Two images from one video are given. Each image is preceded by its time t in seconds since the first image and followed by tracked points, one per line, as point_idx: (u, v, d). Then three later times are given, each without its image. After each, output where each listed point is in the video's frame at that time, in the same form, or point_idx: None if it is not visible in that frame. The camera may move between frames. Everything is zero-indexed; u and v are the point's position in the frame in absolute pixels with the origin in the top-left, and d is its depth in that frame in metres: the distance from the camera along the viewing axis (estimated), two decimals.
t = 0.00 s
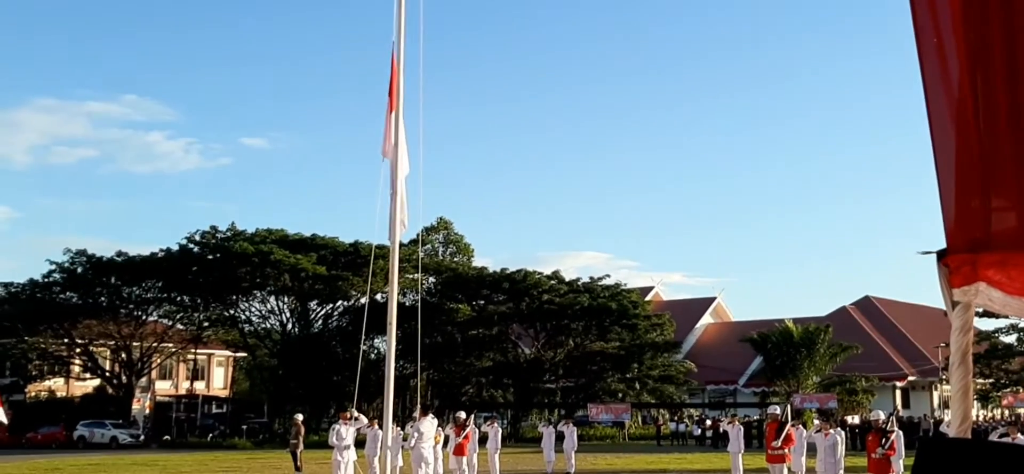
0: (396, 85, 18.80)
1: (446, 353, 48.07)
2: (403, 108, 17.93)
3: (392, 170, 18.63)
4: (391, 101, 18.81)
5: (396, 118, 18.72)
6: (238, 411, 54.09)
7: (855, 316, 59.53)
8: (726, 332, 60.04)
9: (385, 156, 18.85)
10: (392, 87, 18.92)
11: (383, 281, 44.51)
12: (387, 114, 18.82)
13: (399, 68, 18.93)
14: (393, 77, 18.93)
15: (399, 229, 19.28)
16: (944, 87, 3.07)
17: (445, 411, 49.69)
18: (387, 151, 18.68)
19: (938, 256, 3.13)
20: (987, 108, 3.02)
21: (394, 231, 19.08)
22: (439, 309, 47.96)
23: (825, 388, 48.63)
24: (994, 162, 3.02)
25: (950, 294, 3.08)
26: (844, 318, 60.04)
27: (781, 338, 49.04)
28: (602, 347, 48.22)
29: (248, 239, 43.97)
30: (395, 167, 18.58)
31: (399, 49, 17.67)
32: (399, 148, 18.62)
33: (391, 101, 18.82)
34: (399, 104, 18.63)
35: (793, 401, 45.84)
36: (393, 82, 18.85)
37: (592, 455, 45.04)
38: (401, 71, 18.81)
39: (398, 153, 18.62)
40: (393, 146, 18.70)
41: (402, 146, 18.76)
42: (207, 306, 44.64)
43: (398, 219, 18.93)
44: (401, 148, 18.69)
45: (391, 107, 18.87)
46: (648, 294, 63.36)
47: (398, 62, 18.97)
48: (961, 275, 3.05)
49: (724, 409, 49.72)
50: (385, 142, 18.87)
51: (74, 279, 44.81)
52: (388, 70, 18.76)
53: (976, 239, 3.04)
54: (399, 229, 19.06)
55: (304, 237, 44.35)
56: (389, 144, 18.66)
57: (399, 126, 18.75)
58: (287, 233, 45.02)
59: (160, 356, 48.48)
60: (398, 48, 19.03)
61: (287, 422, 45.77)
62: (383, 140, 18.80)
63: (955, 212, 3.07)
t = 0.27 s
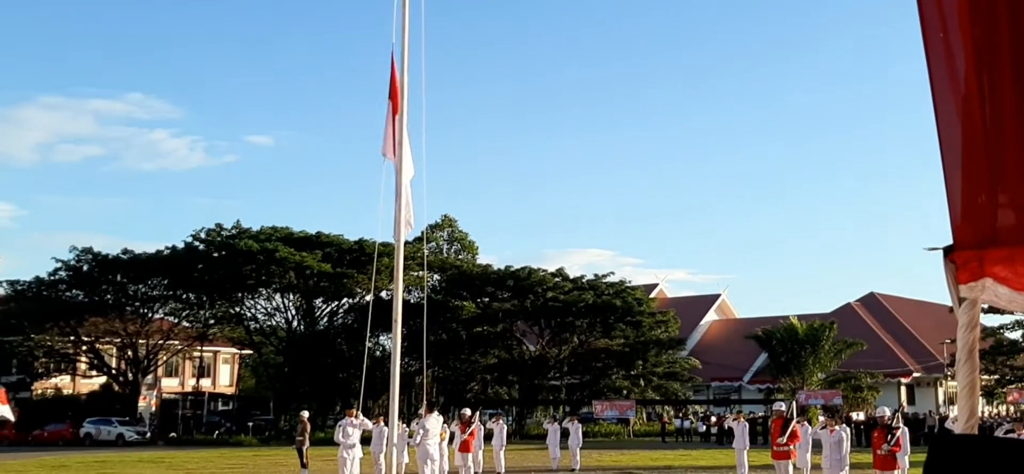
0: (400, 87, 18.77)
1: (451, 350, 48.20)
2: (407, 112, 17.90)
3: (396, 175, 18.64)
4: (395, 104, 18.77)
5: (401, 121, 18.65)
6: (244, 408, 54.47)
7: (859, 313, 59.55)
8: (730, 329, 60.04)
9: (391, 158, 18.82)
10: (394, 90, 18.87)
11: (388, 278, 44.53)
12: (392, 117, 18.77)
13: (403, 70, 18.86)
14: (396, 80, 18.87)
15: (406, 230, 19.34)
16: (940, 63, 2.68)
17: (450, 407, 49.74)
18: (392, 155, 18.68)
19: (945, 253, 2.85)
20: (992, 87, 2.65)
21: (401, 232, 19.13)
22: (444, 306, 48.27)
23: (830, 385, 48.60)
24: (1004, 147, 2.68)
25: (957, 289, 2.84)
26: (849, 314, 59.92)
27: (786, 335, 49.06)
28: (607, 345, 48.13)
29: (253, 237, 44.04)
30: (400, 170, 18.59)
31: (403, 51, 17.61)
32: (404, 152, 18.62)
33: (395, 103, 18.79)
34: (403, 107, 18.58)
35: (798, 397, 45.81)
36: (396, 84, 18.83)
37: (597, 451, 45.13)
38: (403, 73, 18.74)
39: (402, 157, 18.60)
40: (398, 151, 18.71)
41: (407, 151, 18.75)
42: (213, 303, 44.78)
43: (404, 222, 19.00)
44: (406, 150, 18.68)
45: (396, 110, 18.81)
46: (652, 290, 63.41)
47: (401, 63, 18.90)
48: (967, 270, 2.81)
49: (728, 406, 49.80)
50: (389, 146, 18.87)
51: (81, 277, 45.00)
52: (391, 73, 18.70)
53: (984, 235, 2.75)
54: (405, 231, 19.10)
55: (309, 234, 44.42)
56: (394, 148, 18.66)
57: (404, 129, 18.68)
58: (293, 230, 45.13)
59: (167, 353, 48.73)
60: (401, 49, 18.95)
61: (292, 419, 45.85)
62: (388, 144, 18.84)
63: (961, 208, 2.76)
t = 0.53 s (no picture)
0: (401, 100, 18.81)
1: (454, 350, 48.15)
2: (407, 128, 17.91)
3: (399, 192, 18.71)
4: (397, 120, 18.84)
5: (403, 137, 18.71)
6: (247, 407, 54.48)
7: (862, 313, 59.52)
8: (733, 329, 59.98)
9: (393, 173, 18.85)
10: (394, 105, 18.94)
11: (391, 278, 44.44)
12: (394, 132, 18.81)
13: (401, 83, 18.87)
14: (396, 95, 18.89)
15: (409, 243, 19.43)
16: (957, 89, 4.44)
17: (453, 407, 49.74)
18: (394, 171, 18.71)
19: (954, 254, 4.56)
20: (998, 117, 4.39)
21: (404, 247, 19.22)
22: (447, 306, 48.22)
23: (833, 385, 48.50)
24: (1001, 155, 4.39)
25: (962, 287, 4.56)
26: (852, 314, 59.96)
27: (790, 334, 48.92)
28: (609, 345, 48.37)
29: (258, 236, 44.06)
30: (404, 185, 18.62)
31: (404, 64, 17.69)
32: (406, 168, 18.63)
33: (397, 118, 18.84)
34: (405, 121, 18.60)
35: (802, 397, 45.81)
36: (396, 98, 18.85)
37: (600, 451, 45.13)
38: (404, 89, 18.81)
39: (406, 173, 18.62)
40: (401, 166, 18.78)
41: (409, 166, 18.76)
42: (217, 303, 44.82)
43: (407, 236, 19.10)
44: (409, 165, 18.71)
45: (397, 124, 18.86)
46: (655, 291, 63.50)
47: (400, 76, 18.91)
48: (971, 269, 4.49)
49: (731, 406, 49.85)
50: (391, 161, 18.91)
51: (85, 277, 45.07)
52: (391, 87, 18.76)
53: (987, 236, 4.44)
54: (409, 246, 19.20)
55: (312, 234, 44.47)
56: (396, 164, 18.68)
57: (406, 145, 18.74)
58: (296, 230, 45.18)
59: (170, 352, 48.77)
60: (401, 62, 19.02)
61: (295, 418, 45.88)
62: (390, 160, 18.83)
63: (967, 209, 4.46)
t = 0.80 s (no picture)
0: (400, 114, 18.73)
1: (454, 349, 48.18)
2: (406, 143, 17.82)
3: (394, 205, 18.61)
4: (394, 132, 18.72)
5: (401, 150, 18.61)
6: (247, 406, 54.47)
7: (862, 312, 59.50)
8: (733, 328, 60.05)
9: (390, 184, 18.77)
10: (394, 117, 18.82)
11: (390, 277, 44.36)
12: (392, 144, 18.70)
13: (402, 97, 18.79)
14: (396, 107, 18.80)
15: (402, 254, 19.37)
16: (956, 87, 4.11)
17: (453, 406, 49.68)
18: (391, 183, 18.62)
19: (954, 254, 4.25)
20: (998, 119, 4.07)
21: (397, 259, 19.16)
22: (447, 305, 48.52)
23: (832, 384, 48.45)
24: (1004, 156, 4.08)
25: (962, 287, 4.27)
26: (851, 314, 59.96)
27: (789, 333, 48.86)
28: (609, 344, 48.21)
29: (256, 235, 44.05)
30: (401, 200, 18.53)
31: (404, 75, 17.58)
32: (402, 181, 18.54)
33: (395, 129, 18.74)
34: (404, 134, 18.54)
35: (801, 397, 45.74)
36: (396, 111, 18.77)
37: (599, 450, 45.13)
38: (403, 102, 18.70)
39: (402, 186, 18.53)
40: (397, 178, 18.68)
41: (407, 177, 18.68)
42: (216, 301, 44.81)
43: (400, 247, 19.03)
44: (408, 179, 18.64)
45: (395, 136, 18.75)
46: (655, 290, 63.45)
47: (401, 90, 18.83)
48: (972, 270, 4.19)
49: (730, 405, 49.76)
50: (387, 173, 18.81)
51: (84, 275, 45.08)
52: (392, 99, 18.65)
53: (988, 236, 4.13)
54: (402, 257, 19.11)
55: (311, 232, 44.43)
56: (392, 176, 18.59)
57: (404, 158, 18.63)
58: (295, 229, 45.14)
59: (169, 351, 48.75)
60: (403, 75, 18.91)
61: (294, 417, 45.77)
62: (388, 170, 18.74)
63: (966, 210, 4.16)
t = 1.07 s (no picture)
0: (403, 113, 18.73)
1: (454, 346, 48.16)
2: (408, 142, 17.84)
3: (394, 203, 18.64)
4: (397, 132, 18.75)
5: (402, 150, 18.65)
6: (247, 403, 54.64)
7: (863, 310, 59.57)
8: (733, 327, 60.24)
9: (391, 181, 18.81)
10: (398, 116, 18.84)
11: (391, 274, 44.46)
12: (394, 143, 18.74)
13: (405, 96, 18.79)
14: (399, 106, 18.81)
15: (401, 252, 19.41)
16: (957, 88, 4.62)
17: (453, 404, 49.81)
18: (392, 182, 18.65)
19: (956, 254, 4.82)
20: (999, 114, 4.57)
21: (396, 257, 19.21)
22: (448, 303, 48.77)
23: (831, 382, 48.52)
24: (1006, 159, 4.60)
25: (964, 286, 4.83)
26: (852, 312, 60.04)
27: (790, 332, 49.08)
28: (610, 342, 48.27)
29: (257, 232, 44.08)
30: (401, 196, 18.57)
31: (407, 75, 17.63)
32: (404, 180, 18.57)
33: (398, 129, 18.77)
34: (405, 134, 18.56)
35: (801, 395, 45.75)
36: (399, 110, 18.77)
37: (599, 448, 45.19)
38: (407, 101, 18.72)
39: (404, 185, 18.57)
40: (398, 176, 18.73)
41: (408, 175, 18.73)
42: (216, 299, 44.83)
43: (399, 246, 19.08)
44: (408, 177, 18.66)
45: (399, 135, 18.79)
46: (656, 288, 63.48)
47: (404, 89, 18.83)
48: (973, 268, 4.74)
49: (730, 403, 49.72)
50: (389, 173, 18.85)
51: (84, 272, 44.90)
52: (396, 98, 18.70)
53: (989, 236, 4.68)
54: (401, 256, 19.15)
55: (311, 230, 44.49)
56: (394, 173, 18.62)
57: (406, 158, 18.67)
58: (295, 226, 45.18)
59: (170, 348, 48.81)
60: (406, 74, 18.92)
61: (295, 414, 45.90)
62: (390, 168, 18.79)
63: (968, 210, 4.70)
